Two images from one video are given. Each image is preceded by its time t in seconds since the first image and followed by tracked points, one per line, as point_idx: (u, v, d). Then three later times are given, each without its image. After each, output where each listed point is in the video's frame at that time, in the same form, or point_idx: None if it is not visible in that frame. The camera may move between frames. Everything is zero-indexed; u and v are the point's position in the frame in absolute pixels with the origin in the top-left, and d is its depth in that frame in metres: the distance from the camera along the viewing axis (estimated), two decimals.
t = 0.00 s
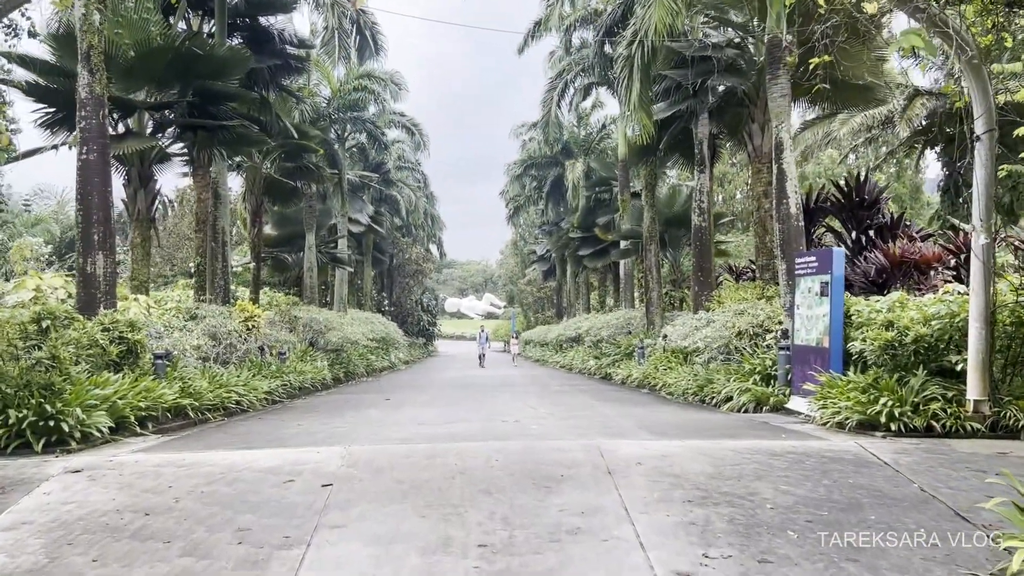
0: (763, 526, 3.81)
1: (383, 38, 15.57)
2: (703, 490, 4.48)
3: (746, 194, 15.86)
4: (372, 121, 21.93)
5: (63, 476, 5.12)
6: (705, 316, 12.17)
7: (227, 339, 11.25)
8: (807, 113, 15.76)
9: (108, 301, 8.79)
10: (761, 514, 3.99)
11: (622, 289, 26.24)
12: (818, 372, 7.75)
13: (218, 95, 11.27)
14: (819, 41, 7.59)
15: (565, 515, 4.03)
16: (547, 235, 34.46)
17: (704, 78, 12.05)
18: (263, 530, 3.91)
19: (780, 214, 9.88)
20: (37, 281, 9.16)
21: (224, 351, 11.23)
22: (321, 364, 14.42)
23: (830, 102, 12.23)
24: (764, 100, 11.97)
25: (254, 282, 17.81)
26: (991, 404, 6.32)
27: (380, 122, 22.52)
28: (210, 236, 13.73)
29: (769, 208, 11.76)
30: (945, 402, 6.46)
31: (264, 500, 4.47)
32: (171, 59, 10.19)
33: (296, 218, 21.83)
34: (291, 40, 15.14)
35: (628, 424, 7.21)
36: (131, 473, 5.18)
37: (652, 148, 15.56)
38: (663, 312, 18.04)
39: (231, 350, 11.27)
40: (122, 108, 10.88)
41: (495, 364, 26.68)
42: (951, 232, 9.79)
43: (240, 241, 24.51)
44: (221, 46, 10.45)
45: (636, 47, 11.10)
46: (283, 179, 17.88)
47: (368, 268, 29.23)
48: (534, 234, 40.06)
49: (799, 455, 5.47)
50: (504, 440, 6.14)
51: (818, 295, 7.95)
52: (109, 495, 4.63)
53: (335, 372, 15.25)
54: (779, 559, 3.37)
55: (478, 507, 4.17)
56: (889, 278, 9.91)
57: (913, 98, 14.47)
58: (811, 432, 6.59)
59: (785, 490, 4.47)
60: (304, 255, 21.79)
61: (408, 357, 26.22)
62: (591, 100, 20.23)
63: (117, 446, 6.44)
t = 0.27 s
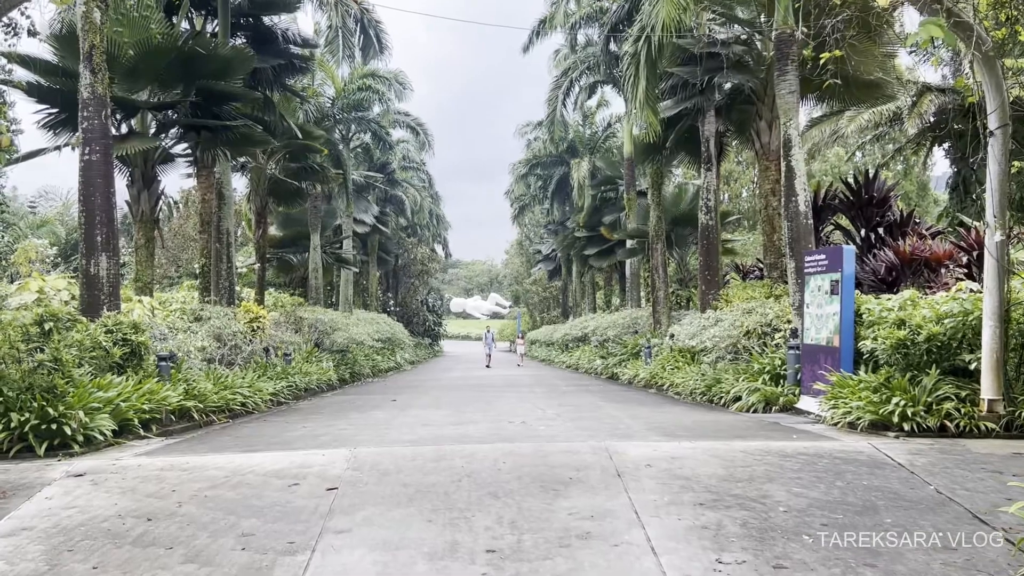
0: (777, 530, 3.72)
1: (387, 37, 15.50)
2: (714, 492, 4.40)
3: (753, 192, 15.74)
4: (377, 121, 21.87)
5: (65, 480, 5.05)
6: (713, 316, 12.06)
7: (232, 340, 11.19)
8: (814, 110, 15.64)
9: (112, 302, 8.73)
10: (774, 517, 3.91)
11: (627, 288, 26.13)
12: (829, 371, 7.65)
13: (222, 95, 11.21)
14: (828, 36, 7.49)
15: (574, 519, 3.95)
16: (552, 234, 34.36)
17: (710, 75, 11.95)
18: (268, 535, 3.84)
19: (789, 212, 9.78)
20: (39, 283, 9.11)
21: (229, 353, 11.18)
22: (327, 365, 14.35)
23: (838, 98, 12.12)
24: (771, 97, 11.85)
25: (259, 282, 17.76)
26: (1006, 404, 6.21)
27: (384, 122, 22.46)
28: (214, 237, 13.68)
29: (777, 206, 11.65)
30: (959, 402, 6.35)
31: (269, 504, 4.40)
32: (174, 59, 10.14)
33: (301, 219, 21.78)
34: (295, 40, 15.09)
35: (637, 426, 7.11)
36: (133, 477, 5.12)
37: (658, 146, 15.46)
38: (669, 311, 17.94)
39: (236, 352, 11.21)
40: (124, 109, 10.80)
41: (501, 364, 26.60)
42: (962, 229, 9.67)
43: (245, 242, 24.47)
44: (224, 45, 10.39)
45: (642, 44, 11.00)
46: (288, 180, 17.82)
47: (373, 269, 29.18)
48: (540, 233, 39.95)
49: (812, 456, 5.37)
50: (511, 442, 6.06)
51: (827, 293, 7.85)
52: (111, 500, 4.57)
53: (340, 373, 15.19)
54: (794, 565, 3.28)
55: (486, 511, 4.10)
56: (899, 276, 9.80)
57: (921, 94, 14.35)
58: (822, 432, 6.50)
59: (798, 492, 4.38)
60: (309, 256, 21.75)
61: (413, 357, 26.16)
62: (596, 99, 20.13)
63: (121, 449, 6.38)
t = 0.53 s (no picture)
0: (789, 535, 3.65)
1: (385, 40, 15.44)
2: (723, 497, 4.32)
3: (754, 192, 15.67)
4: (375, 124, 21.80)
5: (64, 491, 4.98)
6: (716, 316, 11.99)
7: (232, 346, 11.11)
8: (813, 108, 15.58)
9: (110, 309, 8.65)
10: (785, 522, 3.83)
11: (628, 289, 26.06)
12: (834, 371, 7.57)
13: (219, 99, 11.14)
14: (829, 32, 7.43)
15: (582, 526, 3.88)
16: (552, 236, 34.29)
17: (710, 74, 11.88)
18: (269, 546, 3.76)
19: (791, 211, 9.71)
20: (36, 291, 9.03)
21: (229, 359, 11.10)
22: (327, 370, 14.27)
23: (839, 97, 12.06)
24: (772, 96, 11.79)
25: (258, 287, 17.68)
26: (1016, 403, 6.14)
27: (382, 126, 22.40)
28: (213, 243, 13.60)
29: (779, 205, 11.58)
30: (967, 401, 6.28)
31: (270, 514, 4.32)
32: (171, 63, 10.07)
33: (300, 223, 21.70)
34: (292, 44, 15.02)
35: (641, 429, 7.03)
36: (133, 487, 5.05)
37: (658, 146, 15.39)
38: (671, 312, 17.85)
39: (236, 357, 11.13)
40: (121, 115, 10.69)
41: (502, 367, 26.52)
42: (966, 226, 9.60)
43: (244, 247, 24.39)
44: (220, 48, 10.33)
45: (642, 43, 10.93)
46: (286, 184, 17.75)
47: (373, 272, 29.11)
48: (539, 235, 39.88)
49: (821, 459, 5.28)
50: (516, 447, 5.98)
51: (832, 293, 7.78)
52: (110, 511, 4.49)
53: (341, 378, 15.11)
54: (809, 571, 3.21)
55: (491, 519, 4.02)
56: (903, 274, 9.73)
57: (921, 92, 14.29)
58: (830, 433, 6.43)
59: (809, 496, 4.30)
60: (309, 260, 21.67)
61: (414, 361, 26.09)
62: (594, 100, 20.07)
63: (120, 458, 6.31)
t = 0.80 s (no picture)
0: (800, 544, 3.59)
1: (382, 48, 15.43)
2: (732, 505, 4.26)
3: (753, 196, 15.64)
4: (372, 133, 21.78)
5: (62, 507, 4.91)
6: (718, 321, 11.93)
7: (231, 357, 11.04)
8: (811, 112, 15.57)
9: (107, 320, 8.58)
10: (796, 530, 3.78)
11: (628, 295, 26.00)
12: (839, 376, 7.51)
13: (215, 109, 11.10)
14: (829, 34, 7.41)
15: (589, 536, 3.82)
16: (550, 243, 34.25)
17: (708, 78, 11.87)
18: (272, 561, 3.70)
19: (792, 215, 9.67)
20: (33, 303, 8.96)
21: (228, 369, 11.02)
22: (327, 379, 14.19)
23: (837, 100, 12.04)
24: (770, 99, 11.77)
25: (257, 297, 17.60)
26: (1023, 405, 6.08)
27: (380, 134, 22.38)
28: (211, 253, 13.53)
29: (779, 209, 11.55)
30: (974, 404, 6.22)
31: (272, 528, 4.26)
32: (168, 73, 10.03)
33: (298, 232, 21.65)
34: (288, 53, 14.99)
35: (645, 436, 6.97)
36: (132, 502, 4.98)
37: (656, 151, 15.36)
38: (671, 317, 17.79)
39: (235, 368, 11.04)
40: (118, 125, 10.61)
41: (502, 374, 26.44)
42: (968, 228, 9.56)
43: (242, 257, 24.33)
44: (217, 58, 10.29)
45: (640, 48, 10.91)
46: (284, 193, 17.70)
47: (372, 281, 29.05)
48: (538, 242, 39.84)
49: (829, 465, 5.22)
50: (519, 456, 5.91)
51: (834, 296, 7.73)
52: (110, 526, 4.43)
53: (341, 387, 15.03)
54: None
55: (497, 530, 3.96)
56: (904, 277, 9.68)
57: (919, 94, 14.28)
58: (835, 438, 6.38)
59: (819, 503, 4.24)
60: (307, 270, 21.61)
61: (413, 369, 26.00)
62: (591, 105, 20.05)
63: (120, 472, 6.24)
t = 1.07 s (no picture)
0: (806, 553, 3.56)
1: (380, 58, 15.46)
2: (736, 514, 4.23)
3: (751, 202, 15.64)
4: (371, 142, 21.80)
5: (62, 520, 4.87)
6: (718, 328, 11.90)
7: (230, 367, 11.00)
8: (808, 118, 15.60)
9: (107, 331, 8.54)
10: (802, 539, 3.75)
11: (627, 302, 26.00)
12: (841, 382, 7.47)
13: (214, 119, 11.08)
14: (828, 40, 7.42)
15: (593, 547, 3.78)
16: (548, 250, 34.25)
17: (707, 85, 11.88)
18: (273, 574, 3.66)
19: (792, 221, 9.66)
20: (31, 315, 8.91)
21: (227, 380, 10.98)
22: (327, 389, 14.14)
23: (835, 105, 12.07)
24: (768, 106, 11.76)
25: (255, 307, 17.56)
26: None
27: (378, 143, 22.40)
28: (210, 263, 13.50)
29: (778, 215, 11.54)
30: (978, 410, 6.18)
31: (273, 540, 4.22)
32: (166, 83, 10.03)
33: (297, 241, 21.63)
34: (287, 63, 15.00)
35: (648, 444, 6.94)
36: (132, 515, 4.94)
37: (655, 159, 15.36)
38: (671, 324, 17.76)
39: (234, 378, 10.99)
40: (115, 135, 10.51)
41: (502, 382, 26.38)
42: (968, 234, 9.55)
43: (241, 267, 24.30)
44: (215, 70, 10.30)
45: (639, 55, 10.92)
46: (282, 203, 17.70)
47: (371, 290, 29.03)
48: (536, 250, 39.83)
49: (833, 472, 5.18)
50: (521, 465, 5.88)
51: (836, 301, 7.71)
52: (109, 540, 4.39)
53: (340, 397, 14.99)
54: None
55: (500, 541, 3.92)
56: (905, 283, 9.65)
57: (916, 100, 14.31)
58: (839, 446, 6.34)
59: (825, 511, 4.21)
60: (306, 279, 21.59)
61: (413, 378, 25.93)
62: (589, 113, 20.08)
63: (119, 484, 6.20)
